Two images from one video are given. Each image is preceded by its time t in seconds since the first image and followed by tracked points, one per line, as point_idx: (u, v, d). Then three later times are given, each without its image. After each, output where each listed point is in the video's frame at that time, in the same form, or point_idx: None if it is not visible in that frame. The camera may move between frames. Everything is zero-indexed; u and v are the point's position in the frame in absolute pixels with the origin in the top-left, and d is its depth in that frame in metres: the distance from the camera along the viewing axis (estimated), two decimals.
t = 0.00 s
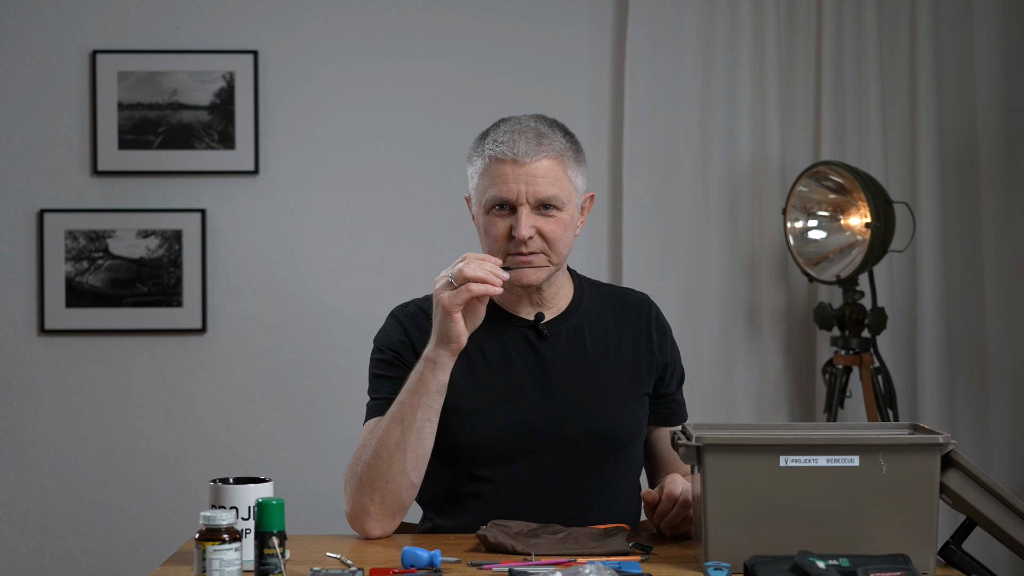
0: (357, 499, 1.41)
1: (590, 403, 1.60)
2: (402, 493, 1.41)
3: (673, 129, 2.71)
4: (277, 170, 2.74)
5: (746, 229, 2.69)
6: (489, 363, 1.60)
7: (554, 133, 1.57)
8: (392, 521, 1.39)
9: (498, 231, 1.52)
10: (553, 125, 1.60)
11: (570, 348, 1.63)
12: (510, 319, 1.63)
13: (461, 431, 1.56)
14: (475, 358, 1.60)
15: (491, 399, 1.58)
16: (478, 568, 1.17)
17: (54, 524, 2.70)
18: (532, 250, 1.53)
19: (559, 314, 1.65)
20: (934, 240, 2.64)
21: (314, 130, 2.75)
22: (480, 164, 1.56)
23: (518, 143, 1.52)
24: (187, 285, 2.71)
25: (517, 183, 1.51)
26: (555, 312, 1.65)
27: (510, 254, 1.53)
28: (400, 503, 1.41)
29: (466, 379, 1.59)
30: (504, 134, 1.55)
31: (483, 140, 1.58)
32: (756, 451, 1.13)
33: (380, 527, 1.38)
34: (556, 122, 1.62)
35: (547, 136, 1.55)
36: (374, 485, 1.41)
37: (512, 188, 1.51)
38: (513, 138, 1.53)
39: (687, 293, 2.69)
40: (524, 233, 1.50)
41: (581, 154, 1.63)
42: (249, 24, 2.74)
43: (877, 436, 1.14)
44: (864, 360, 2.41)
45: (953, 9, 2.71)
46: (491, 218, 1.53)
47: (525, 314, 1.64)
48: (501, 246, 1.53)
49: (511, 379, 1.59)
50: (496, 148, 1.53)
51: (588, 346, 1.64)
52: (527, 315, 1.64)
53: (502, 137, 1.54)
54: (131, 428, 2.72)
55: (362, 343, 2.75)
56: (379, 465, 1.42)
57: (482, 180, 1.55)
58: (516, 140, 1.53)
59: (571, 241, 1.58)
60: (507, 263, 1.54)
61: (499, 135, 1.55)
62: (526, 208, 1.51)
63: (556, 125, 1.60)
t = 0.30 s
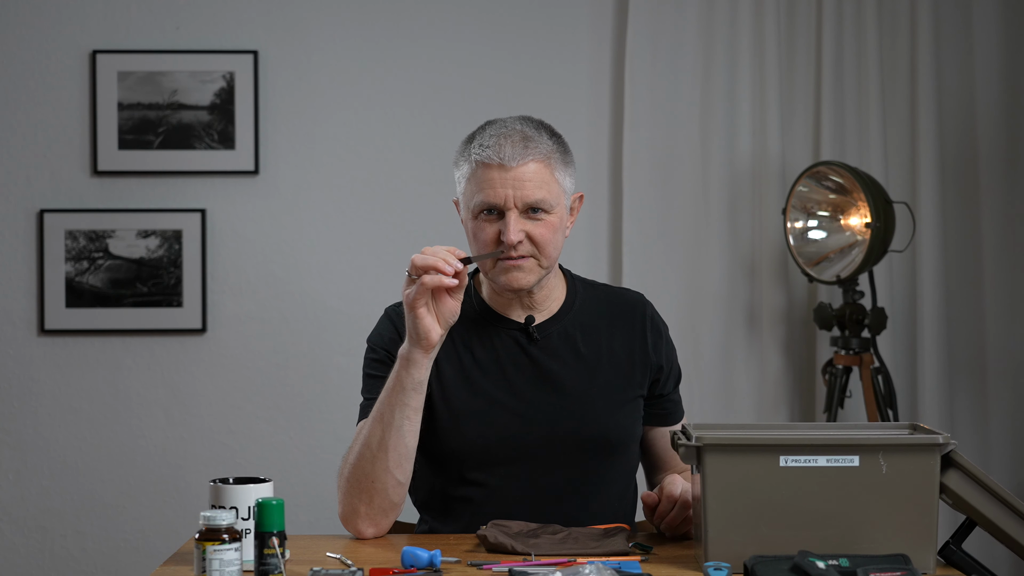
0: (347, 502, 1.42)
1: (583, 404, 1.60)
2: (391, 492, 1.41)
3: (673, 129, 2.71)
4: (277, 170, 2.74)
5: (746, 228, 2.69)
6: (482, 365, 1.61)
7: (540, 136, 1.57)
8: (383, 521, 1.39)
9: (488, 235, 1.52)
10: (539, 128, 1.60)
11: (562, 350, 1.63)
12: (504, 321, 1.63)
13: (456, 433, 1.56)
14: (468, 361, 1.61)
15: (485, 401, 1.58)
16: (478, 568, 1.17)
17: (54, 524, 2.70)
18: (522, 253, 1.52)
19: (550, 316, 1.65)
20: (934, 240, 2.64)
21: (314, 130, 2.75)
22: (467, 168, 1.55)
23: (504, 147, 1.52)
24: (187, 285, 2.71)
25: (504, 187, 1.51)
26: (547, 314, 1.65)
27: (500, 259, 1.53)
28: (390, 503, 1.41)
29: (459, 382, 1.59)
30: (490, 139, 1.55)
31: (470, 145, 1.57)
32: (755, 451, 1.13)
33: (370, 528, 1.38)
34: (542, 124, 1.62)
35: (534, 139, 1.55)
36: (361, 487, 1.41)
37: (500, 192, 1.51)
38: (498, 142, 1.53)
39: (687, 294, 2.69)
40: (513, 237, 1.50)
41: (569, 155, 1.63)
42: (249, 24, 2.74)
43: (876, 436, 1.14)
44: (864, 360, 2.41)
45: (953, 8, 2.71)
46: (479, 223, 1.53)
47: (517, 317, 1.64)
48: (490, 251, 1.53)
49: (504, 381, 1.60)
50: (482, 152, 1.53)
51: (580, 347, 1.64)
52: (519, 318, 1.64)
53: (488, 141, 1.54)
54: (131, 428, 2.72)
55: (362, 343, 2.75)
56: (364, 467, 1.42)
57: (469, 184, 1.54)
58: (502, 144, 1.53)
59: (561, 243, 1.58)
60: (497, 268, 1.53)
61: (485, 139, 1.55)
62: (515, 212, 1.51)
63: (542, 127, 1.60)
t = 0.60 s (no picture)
0: (347, 503, 1.42)
1: (585, 405, 1.59)
2: (391, 495, 1.41)
3: (673, 129, 2.71)
4: (277, 169, 2.74)
5: (746, 229, 2.69)
6: (483, 365, 1.61)
7: (537, 137, 1.56)
8: (384, 522, 1.40)
9: (487, 239, 1.52)
10: (536, 129, 1.60)
11: (564, 351, 1.63)
12: (504, 322, 1.63)
13: (456, 434, 1.56)
14: (469, 361, 1.61)
15: (486, 402, 1.58)
16: (478, 568, 1.17)
17: (54, 524, 2.70)
18: (521, 256, 1.53)
19: (551, 317, 1.65)
20: (934, 240, 2.64)
21: (314, 130, 2.75)
22: (465, 172, 1.55)
23: (501, 150, 1.52)
24: (188, 285, 2.71)
25: (502, 190, 1.50)
26: (548, 315, 1.65)
27: (500, 262, 1.53)
28: (390, 505, 1.41)
29: (460, 382, 1.59)
30: (487, 142, 1.54)
31: (467, 148, 1.57)
32: (756, 451, 1.13)
33: (370, 529, 1.39)
34: (539, 125, 1.62)
35: (530, 141, 1.55)
36: (362, 489, 1.41)
37: (498, 196, 1.50)
38: (495, 145, 1.53)
39: (687, 293, 2.69)
40: (513, 240, 1.50)
41: (566, 156, 1.62)
42: (249, 24, 2.74)
43: (876, 436, 1.14)
44: (864, 360, 2.41)
45: (953, 8, 2.71)
46: (478, 226, 1.53)
47: (518, 318, 1.64)
48: (490, 254, 1.53)
49: (505, 382, 1.60)
50: (478, 156, 1.52)
51: (582, 348, 1.64)
52: (520, 319, 1.64)
53: (484, 145, 1.54)
54: (131, 428, 2.72)
55: (362, 343, 2.75)
56: (365, 470, 1.42)
57: (467, 188, 1.54)
58: (499, 147, 1.52)
59: (560, 244, 1.59)
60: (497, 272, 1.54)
61: (481, 142, 1.55)
62: (514, 215, 1.51)
63: (538, 128, 1.60)
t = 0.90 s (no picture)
0: (345, 504, 1.42)
1: (589, 405, 1.60)
2: (388, 494, 1.41)
3: (673, 128, 2.71)
4: (277, 169, 2.74)
5: (746, 229, 2.69)
6: (488, 364, 1.60)
7: (556, 133, 1.57)
8: (383, 521, 1.39)
9: (501, 231, 1.52)
10: (554, 126, 1.60)
11: (570, 352, 1.63)
12: (507, 322, 1.63)
13: (459, 433, 1.56)
14: (474, 360, 1.61)
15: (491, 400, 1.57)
16: (478, 568, 1.17)
17: (54, 524, 2.70)
18: (536, 250, 1.52)
19: (558, 317, 1.65)
20: (934, 239, 2.64)
21: (314, 130, 2.75)
22: (482, 164, 1.55)
23: (520, 143, 1.52)
24: (188, 285, 2.71)
25: (521, 182, 1.51)
26: (554, 314, 1.65)
27: (513, 256, 1.52)
28: (388, 504, 1.41)
29: (464, 381, 1.59)
30: (506, 135, 1.55)
31: (485, 141, 1.57)
32: (756, 450, 1.13)
33: (370, 529, 1.38)
34: (557, 122, 1.63)
35: (550, 136, 1.55)
36: (358, 491, 1.41)
37: (517, 187, 1.51)
38: (515, 138, 1.53)
39: (687, 293, 2.69)
40: (529, 233, 1.49)
41: (583, 155, 1.63)
42: (249, 24, 2.74)
43: (877, 436, 1.14)
44: (864, 360, 2.41)
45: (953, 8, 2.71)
46: (493, 218, 1.53)
47: (525, 317, 1.64)
48: (504, 247, 1.52)
49: (510, 381, 1.59)
50: (497, 148, 1.53)
51: (588, 349, 1.64)
52: (526, 318, 1.64)
53: (503, 137, 1.54)
54: (131, 428, 2.72)
55: (362, 343, 2.75)
56: (360, 472, 1.42)
57: (484, 180, 1.54)
58: (518, 140, 1.53)
59: (574, 242, 1.58)
60: (510, 265, 1.53)
61: (501, 135, 1.55)
62: (530, 207, 1.51)
63: (557, 125, 1.60)
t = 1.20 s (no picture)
0: (345, 505, 1.42)
1: (590, 405, 1.60)
2: (388, 494, 1.41)
3: (673, 128, 2.71)
4: (277, 169, 2.74)
5: (746, 228, 2.69)
6: (488, 364, 1.60)
7: (558, 132, 1.57)
8: (383, 522, 1.39)
9: (503, 231, 1.52)
10: (557, 126, 1.60)
11: (570, 352, 1.63)
12: (508, 321, 1.63)
13: (459, 432, 1.56)
14: (475, 360, 1.60)
15: (492, 400, 1.58)
16: (478, 568, 1.17)
17: (54, 524, 2.70)
18: (537, 250, 1.52)
19: (559, 316, 1.65)
20: (934, 239, 2.64)
21: (314, 130, 2.75)
22: (485, 163, 1.55)
23: (523, 142, 1.52)
24: (188, 285, 2.71)
25: (523, 182, 1.51)
26: (555, 314, 1.65)
27: (515, 256, 1.52)
28: (388, 504, 1.41)
29: (465, 381, 1.59)
30: (509, 134, 1.54)
31: (487, 140, 1.57)
32: (755, 451, 1.13)
33: (370, 530, 1.38)
34: (559, 122, 1.63)
35: (553, 136, 1.55)
36: (357, 492, 1.41)
37: (519, 187, 1.51)
38: (518, 137, 1.53)
39: (688, 293, 2.69)
40: (530, 233, 1.49)
41: (585, 155, 1.63)
42: (249, 24, 2.74)
43: (877, 436, 1.14)
44: (864, 360, 2.41)
45: (953, 8, 2.71)
46: (495, 218, 1.53)
47: (527, 316, 1.64)
48: (506, 247, 1.52)
49: (511, 380, 1.59)
50: (500, 147, 1.53)
51: (589, 348, 1.64)
52: (527, 318, 1.64)
53: (506, 136, 1.54)
54: (131, 428, 2.72)
55: (362, 343, 2.75)
56: (359, 474, 1.42)
57: (486, 179, 1.55)
58: (521, 139, 1.52)
59: (576, 242, 1.58)
60: (512, 265, 1.53)
61: (504, 134, 1.55)
62: (532, 207, 1.51)
63: (559, 125, 1.60)
